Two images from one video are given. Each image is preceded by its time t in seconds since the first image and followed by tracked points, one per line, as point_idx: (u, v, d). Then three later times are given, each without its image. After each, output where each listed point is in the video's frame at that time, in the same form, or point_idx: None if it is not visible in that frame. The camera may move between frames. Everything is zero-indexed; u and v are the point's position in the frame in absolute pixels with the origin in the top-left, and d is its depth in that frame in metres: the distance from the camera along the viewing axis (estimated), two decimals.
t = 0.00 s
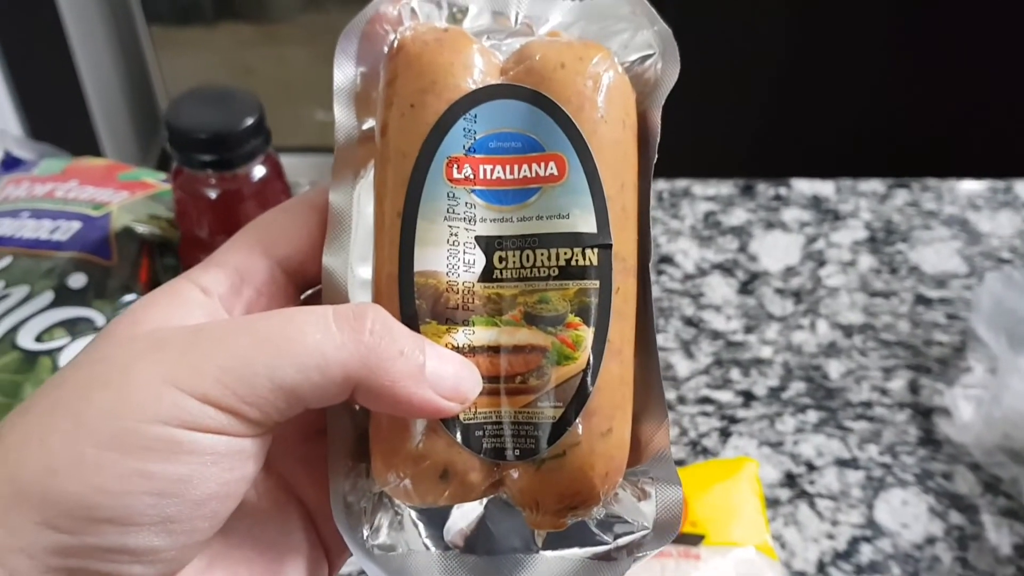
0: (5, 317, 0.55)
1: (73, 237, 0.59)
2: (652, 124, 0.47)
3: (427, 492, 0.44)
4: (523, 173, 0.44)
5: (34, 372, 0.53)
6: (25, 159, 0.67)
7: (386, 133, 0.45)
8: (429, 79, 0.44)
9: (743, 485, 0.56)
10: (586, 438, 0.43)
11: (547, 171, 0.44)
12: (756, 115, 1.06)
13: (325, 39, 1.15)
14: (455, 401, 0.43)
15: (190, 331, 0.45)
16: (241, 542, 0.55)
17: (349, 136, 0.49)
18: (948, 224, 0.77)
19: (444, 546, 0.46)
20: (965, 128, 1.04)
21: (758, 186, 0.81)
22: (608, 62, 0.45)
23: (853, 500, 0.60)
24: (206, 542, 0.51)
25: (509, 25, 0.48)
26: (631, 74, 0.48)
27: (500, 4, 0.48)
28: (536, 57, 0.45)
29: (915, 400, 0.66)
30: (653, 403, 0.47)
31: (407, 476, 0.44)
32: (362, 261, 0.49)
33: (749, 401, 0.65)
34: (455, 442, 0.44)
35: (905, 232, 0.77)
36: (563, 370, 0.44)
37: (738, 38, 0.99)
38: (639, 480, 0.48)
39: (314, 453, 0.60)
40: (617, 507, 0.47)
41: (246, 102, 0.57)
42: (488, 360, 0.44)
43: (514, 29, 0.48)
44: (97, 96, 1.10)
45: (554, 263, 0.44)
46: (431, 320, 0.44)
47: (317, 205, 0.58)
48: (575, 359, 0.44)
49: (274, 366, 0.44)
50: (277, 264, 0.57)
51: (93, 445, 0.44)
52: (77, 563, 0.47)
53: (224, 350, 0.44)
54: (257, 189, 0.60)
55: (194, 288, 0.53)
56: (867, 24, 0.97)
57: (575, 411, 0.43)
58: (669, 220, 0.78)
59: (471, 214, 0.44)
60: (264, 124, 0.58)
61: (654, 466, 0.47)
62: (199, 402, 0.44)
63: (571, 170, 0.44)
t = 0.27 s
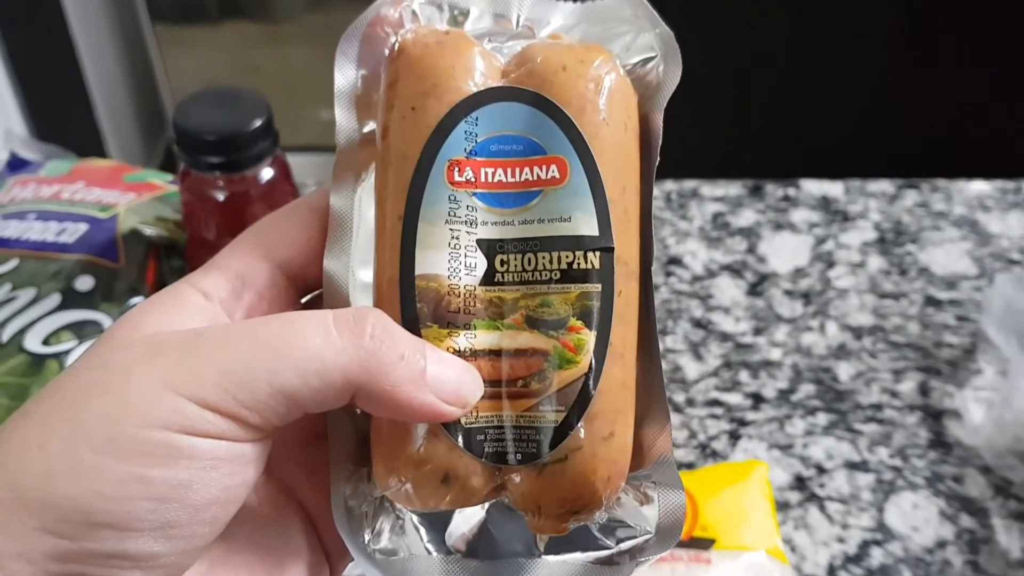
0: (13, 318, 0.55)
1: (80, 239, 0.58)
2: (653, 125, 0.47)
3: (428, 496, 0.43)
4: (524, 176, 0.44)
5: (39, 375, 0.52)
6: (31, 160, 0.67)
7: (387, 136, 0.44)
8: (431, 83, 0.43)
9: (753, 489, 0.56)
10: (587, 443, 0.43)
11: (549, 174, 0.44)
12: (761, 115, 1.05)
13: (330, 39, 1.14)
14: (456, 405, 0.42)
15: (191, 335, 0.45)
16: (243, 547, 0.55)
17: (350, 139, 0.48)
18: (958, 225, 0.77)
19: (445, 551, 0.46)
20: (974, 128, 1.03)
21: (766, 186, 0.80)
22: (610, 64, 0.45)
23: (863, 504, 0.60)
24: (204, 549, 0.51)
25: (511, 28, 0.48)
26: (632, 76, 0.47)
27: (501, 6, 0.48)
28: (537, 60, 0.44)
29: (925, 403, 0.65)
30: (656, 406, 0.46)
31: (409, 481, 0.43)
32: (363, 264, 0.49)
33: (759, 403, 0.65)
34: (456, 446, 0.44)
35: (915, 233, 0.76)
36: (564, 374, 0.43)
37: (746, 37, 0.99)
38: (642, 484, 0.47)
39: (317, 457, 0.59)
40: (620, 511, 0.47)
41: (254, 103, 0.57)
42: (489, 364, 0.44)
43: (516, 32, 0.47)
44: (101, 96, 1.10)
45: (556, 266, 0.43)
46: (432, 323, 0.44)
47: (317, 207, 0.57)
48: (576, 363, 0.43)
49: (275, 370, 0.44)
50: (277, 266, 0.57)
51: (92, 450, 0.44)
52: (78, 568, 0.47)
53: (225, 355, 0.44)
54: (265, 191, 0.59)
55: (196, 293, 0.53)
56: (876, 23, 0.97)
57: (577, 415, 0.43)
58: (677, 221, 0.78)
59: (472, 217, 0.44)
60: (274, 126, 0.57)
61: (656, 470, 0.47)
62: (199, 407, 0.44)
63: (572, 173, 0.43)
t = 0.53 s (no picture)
0: (19, 319, 0.55)
1: (87, 240, 0.58)
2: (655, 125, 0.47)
3: (432, 498, 0.43)
4: (526, 178, 0.44)
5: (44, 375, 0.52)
6: (36, 160, 0.67)
7: (389, 138, 0.44)
8: (432, 85, 0.43)
9: (759, 490, 0.56)
10: (591, 444, 0.43)
11: (551, 174, 0.43)
12: (764, 115, 1.05)
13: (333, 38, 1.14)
14: (460, 406, 0.42)
15: (195, 338, 0.45)
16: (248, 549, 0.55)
17: (352, 141, 0.48)
18: (963, 226, 0.77)
19: (449, 552, 0.46)
20: (978, 128, 1.03)
21: (771, 186, 0.80)
22: (612, 66, 0.45)
23: (870, 504, 0.60)
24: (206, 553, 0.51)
25: (511, 30, 0.48)
26: (633, 77, 0.47)
27: (501, 8, 0.48)
28: (538, 61, 0.44)
29: (931, 403, 0.65)
30: (659, 406, 0.47)
31: (412, 482, 0.43)
32: (366, 265, 0.48)
33: (765, 404, 0.65)
34: (459, 447, 0.43)
35: (920, 233, 0.76)
36: (568, 374, 0.43)
37: (748, 37, 0.99)
38: (646, 484, 0.47)
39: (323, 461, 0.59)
40: (623, 512, 0.47)
41: (261, 103, 0.56)
42: (493, 365, 0.44)
43: (517, 34, 0.48)
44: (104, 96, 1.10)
45: (559, 266, 0.43)
46: (435, 324, 0.44)
47: (320, 208, 0.57)
48: (579, 363, 0.43)
49: (278, 372, 0.44)
50: (281, 268, 0.57)
51: (95, 451, 0.43)
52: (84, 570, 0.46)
53: (229, 356, 0.44)
54: (272, 192, 0.59)
55: (200, 295, 0.53)
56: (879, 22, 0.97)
57: (580, 415, 0.43)
58: (682, 221, 0.78)
59: (474, 218, 0.43)
60: (280, 127, 0.57)
61: (659, 470, 0.47)
62: (202, 409, 0.44)
63: (574, 174, 0.43)
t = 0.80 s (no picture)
0: (21, 328, 0.55)
1: (89, 248, 0.58)
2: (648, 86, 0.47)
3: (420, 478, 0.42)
4: (502, 134, 0.45)
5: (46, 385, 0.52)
6: (39, 167, 0.67)
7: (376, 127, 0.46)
8: (409, 65, 0.46)
9: (764, 499, 0.55)
10: (580, 396, 0.41)
11: (524, 125, 0.44)
12: (766, 121, 1.05)
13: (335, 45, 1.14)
14: (408, 324, 0.43)
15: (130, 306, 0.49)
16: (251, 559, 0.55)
17: (354, 153, 0.50)
18: (968, 233, 0.77)
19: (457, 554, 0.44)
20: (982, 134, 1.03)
21: (775, 193, 0.80)
22: (595, 33, 0.46)
23: (875, 513, 0.59)
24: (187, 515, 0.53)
25: (509, 19, 0.49)
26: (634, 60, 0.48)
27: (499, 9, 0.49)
28: (516, 32, 0.46)
29: (936, 411, 0.65)
30: (683, 373, 0.44)
31: (397, 462, 0.42)
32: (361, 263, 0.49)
33: (768, 412, 0.65)
34: (445, 417, 0.42)
35: (924, 240, 0.76)
36: (551, 321, 0.42)
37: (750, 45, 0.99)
38: (673, 464, 0.44)
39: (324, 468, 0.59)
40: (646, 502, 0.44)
41: (265, 112, 0.56)
42: (473, 326, 0.43)
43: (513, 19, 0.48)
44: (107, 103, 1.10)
45: (535, 212, 0.43)
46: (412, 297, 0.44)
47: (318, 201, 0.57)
48: (563, 309, 0.42)
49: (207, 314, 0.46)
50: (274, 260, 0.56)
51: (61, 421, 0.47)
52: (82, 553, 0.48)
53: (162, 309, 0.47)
54: (275, 200, 0.59)
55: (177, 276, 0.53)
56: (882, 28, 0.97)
57: (567, 367, 0.41)
58: (685, 228, 0.77)
59: (450, 180, 0.45)
60: (284, 135, 0.57)
61: (689, 444, 0.44)
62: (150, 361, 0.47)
63: (547, 121, 0.44)
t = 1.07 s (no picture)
0: (23, 329, 0.55)
1: (92, 249, 0.59)
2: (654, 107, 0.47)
3: (430, 499, 0.43)
4: (517, 159, 0.45)
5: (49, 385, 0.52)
6: (42, 168, 0.67)
7: (381, 130, 0.45)
8: (420, 72, 0.45)
9: (766, 500, 0.55)
10: (593, 432, 0.42)
11: (542, 154, 0.44)
12: (770, 120, 1.05)
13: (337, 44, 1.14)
14: (424, 345, 0.43)
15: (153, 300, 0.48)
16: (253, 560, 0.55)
17: (349, 143, 0.49)
18: (971, 232, 0.76)
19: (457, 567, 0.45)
20: (986, 132, 1.02)
21: (778, 193, 0.80)
22: (602, 44, 0.46)
23: (877, 514, 0.59)
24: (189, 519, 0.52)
25: (508, 26, 0.49)
26: (634, 62, 0.48)
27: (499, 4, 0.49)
28: (528, 43, 0.46)
29: (939, 411, 0.65)
30: (673, 406, 0.47)
31: (408, 483, 0.43)
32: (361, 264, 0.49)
33: (771, 412, 0.65)
34: (457, 443, 0.43)
35: (927, 240, 0.76)
36: (567, 359, 0.43)
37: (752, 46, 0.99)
38: (665, 487, 0.47)
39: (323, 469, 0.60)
40: (643, 519, 0.46)
41: (266, 113, 0.56)
42: (486, 355, 0.44)
43: (512, 30, 0.48)
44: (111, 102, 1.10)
45: (552, 247, 0.44)
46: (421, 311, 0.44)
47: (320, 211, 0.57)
48: (578, 348, 0.43)
49: (227, 311, 0.45)
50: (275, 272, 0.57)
51: (58, 408, 0.46)
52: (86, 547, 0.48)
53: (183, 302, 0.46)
54: (276, 201, 0.59)
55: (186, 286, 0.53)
56: (885, 26, 0.96)
57: (580, 407, 0.43)
58: (688, 228, 0.77)
59: (464, 203, 0.44)
60: (285, 135, 0.57)
61: (676, 470, 0.47)
62: (160, 356, 0.46)
63: (566, 152, 0.44)
